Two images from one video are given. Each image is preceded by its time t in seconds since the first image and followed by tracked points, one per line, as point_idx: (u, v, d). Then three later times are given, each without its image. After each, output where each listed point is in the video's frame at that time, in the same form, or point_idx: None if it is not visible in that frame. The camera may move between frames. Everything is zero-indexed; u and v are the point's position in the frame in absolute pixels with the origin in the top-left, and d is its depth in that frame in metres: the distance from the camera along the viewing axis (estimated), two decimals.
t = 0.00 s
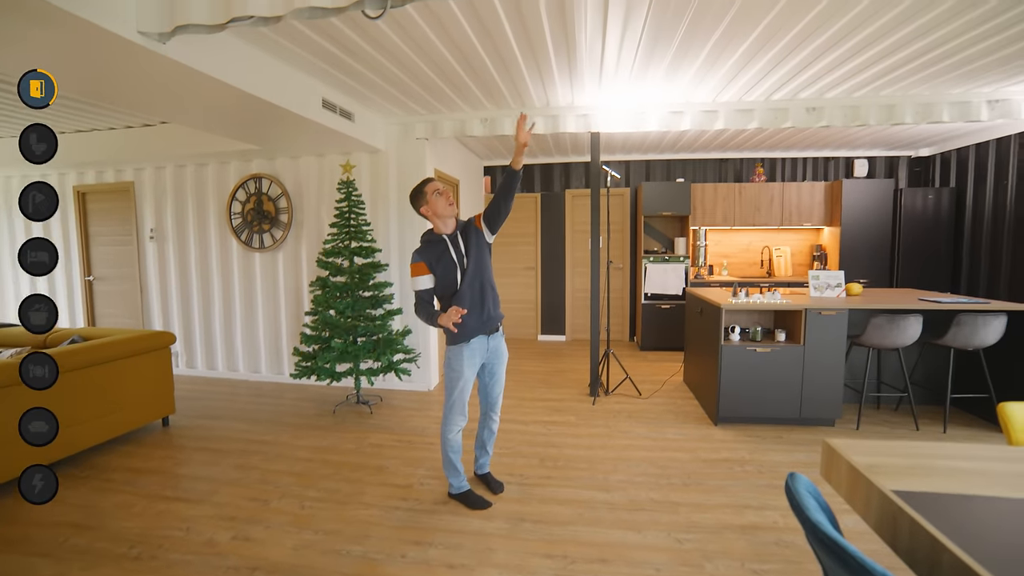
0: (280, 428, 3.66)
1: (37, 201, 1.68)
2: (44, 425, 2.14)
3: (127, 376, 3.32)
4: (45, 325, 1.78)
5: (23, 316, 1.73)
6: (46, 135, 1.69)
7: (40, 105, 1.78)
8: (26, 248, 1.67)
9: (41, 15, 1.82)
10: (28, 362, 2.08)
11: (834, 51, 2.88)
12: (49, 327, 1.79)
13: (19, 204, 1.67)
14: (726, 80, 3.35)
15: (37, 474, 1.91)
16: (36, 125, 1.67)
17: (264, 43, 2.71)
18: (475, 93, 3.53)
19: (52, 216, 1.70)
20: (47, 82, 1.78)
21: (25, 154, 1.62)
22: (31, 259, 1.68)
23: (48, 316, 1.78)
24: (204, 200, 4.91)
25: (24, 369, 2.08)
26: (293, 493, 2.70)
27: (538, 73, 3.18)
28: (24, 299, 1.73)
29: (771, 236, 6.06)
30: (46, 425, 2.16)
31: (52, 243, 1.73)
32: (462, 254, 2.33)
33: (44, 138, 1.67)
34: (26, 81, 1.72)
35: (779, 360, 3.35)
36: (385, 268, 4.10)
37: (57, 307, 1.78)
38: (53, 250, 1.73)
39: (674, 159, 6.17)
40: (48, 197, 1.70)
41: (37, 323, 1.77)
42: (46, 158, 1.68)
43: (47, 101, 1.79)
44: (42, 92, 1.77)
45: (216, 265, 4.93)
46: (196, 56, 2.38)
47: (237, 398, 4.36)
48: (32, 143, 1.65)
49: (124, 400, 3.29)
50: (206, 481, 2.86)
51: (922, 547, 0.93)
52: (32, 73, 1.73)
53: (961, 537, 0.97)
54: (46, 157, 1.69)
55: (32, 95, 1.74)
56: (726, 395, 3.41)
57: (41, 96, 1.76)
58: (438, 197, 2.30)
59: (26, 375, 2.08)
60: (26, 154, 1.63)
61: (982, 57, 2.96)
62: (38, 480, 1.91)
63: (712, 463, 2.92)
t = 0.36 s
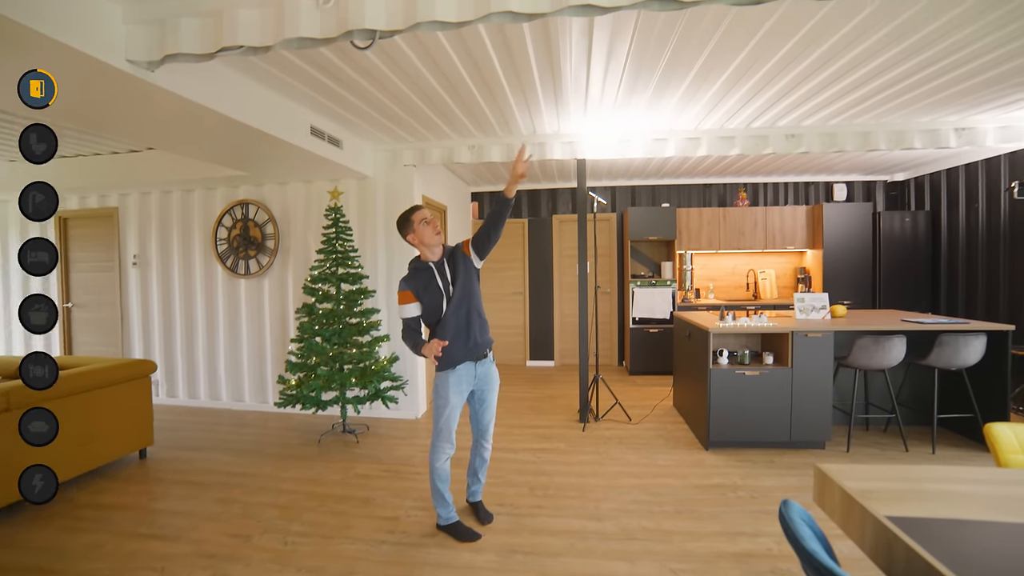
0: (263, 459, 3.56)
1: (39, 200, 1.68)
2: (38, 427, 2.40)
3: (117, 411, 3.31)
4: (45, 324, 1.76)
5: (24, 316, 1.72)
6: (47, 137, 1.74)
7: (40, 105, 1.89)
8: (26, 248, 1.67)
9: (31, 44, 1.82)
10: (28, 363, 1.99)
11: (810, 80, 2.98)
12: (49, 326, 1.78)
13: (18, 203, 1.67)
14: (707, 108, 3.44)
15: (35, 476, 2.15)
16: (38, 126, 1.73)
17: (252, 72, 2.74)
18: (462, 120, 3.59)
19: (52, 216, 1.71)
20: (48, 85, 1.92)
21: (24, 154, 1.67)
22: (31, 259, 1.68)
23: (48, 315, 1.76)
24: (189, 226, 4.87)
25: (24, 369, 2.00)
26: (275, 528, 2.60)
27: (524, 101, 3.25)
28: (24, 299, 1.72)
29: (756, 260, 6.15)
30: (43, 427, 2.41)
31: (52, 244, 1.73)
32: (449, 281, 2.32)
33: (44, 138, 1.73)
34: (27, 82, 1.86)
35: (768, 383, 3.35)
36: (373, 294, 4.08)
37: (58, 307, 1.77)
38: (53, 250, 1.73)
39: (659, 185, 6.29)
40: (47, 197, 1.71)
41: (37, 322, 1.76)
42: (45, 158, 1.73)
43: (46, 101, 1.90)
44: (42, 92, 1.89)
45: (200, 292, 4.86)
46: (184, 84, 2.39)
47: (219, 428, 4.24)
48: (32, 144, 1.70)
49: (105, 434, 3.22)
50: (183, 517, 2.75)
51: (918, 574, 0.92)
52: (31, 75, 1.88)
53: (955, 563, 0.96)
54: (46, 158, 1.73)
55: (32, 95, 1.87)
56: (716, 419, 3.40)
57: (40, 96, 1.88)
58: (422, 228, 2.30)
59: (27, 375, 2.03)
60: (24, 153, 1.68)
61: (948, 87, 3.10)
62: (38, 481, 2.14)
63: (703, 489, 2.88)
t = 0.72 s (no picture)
0: (245, 488, 3.45)
1: (38, 200, 1.67)
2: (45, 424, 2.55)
3: (111, 430, 3.31)
4: (45, 324, 1.73)
5: (24, 315, 1.69)
6: (48, 137, 1.80)
7: (41, 105, 1.84)
8: (26, 248, 1.66)
9: (22, 68, 1.82)
10: (28, 361, 1.75)
11: (791, 109, 3.07)
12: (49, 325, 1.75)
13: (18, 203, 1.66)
14: (693, 136, 3.54)
15: (36, 477, 2.37)
16: (39, 126, 1.79)
17: (245, 97, 2.76)
18: (453, 146, 3.64)
19: (52, 216, 1.69)
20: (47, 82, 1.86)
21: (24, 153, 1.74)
22: (31, 259, 1.66)
23: (48, 315, 1.74)
24: (176, 249, 4.82)
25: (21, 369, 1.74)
26: (255, 560, 2.51)
27: (514, 128, 3.31)
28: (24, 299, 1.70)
29: (743, 283, 6.24)
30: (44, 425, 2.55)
31: (52, 244, 1.72)
32: (445, 306, 2.31)
33: (44, 139, 1.80)
34: (27, 81, 1.80)
35: (757, 407, 3.36)
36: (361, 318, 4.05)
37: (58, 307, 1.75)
38: (53, 250, 1.72)
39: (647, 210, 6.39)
40: (48, 197, 1.71)
41: (37, 322, 1.72)
42: (44, 158, 1.79)
43: (47, 101, 1.85)
44: (42, 92, 1.84)
45: (185, 315, 4.78)
46: (176, 108, 2.40)
47: (199, 456, 4.11)
48: (32, 143, 1.77)
49: (96, 452, 3.20)
50: (159, 550, 2.64)
51: None
52: (32, 74, 1.81)
53: None
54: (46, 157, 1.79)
55: (32, 95, 1.82)
56: (707, 444, 3.38)
57: (41, 96, 1.83)
58: (423, 251, 2.29)
59: (24, 376, 1.75)
60: (25, 153, 1.75)
61: (922, 117, 3.22)
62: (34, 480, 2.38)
63: (695, 516, 2.85)
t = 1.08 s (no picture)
0: (221, 517, 3.33)
1: (38, 200, 1.67)
2: (45, 425, 2.09)
3: (93, 451, 3.30)
4: (46, 324, 1.73)
5: (24, 316, 1.69)
6: (46, 138, 1.88)
7: (41, 105, 1.78)
8: (26, 248, 1.67)
9: (7, 88, 1.81)
10: (28, 361, 1.70)
11: (770, 137, 3.17)
12: (49, 326, 1.74)
13: (17, 203, 1.66)
14: (676, 162, 3.63)
15: (37, 476, 2.23)
16: (38, 129, 1.88)
17: (234, 119, 2.77)
18: (441, 171, 3.68)
19: (52, 216, 1.69)
20: (46, 84, 1.80)
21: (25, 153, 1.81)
22: (31, 259, 1.68)
23: (48, 315, 1.73)
24: (158, 270, 4.75)
25: (20, 369, 1.70)
26: None
27: (502, 154, 3.37)
28: (25, 298, 1.69)
29: (727, 307, 6.32)
30: (48, 426, 2.12)
31: (51, 243, 1.72)
32: (441, 327, 2.31)
33: (44, 138, 1.88)
34: (27, 82, 1.74)
35: (743, 431, 3.36)
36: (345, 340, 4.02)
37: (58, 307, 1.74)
38: (53, 250, 1.72)
39: (632, 234, 6.48)
40: (48, 196, 1.70)
41: (37, 322, 1.72)
42: (44, 157, 1.86)
43: (47, 100, 1.79)
44: (42, 93, 1.78)
45: (165, 337, 4.68)
46: (162, 129, 2.39)
47: (175, 483, 3.98)
48: (33, 144, 1.85)
49: (77, 474, 3.17)
50: None
51: None
52: (31, 74, 1.76)
53: None
54: (45, 156, 1.86)
55: (32, 95, 1.75)
56: (694, 468, 3.36)
57: (40, 95, 1.77)
58: (426, 270, 2.29)
59: (24, 377, 1.69)
60: (25, 153, 1.82)
61: (894, 146, 3.34)
62: (38, 479, 2.22)
63: (684, 542, 2.82)
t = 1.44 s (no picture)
0: (206, 537, 3.25)
1: (39, 200, 1.86)
2: (46, 424, 2.18)
3: (80, 467, 3.27)
4: (45, 324, 1.87)
5: (24, 315, 1.83)
6: (44, 137, 2.02)
7: (40, 105, 1.81)
8: (27, 249, 1.79)
9: None
10: (28, 361, 1.85)
11: (757, 155, 3.23)
12: (49, 326, 1.88)
13: (19, 203, 1.86)
14: (665, 179, 3.68)
15: (36, 477, 2.85)
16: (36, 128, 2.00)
17: (226, 135, 2.77)
18: (432, 187, 3.70)
19: (51, 215, 1.91)
20: (44, 84, 1.84)
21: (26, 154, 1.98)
22: (31, 259, 1.80)
23: (47, 316, 1.87)
24: (145, 284, 4.70)
25: (22, 369, 1.85)
26: None
27: (493, 170, 3.40)
28: (25, 298, 1.84)
29: (717, 321, 6.36)
30: (47, 425, 2.18)
31: (52, 245, 1.84)
32: (436, 343, 2.33)
33: (43, 138, 2.02)
34: (27, 82, 1.78)
35: (735, 445, 3.36)
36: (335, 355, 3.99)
37: (57, 308, 1.88)
38: (52, 251, 1.84)
39: (622, 250, 6.53)
40: (47, 198, 1.89)
41: (37, 322, 1.86)
42: (44, 156, 2.04)
43: (45, 101, 1.83)
44: (41, 93, 1.82)
45: (151, 353, 4.61)
46: (153, 143, 2.39)
47: (159, 502, 3.88)
48: (33, 144, 2.01)
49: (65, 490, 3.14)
50: None
51: None
52: (32, 75, 1.80)
53: None
54: (45, 155, 2.04)
55: (32, 95, 1.79)
56: (687, 484, 3.35)
57: (40, 96, 1.81)
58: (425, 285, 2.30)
59: (25, 376, 1.85)
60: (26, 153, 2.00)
61: (877, 164, 3.42)
62: (37, 480, 2.85)
63: (676, 558, 2.79)
